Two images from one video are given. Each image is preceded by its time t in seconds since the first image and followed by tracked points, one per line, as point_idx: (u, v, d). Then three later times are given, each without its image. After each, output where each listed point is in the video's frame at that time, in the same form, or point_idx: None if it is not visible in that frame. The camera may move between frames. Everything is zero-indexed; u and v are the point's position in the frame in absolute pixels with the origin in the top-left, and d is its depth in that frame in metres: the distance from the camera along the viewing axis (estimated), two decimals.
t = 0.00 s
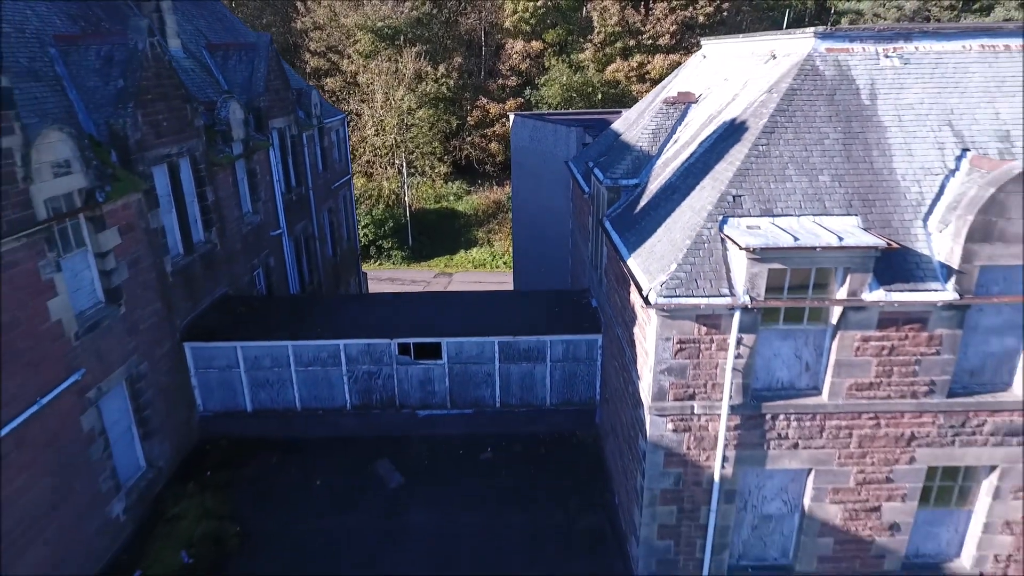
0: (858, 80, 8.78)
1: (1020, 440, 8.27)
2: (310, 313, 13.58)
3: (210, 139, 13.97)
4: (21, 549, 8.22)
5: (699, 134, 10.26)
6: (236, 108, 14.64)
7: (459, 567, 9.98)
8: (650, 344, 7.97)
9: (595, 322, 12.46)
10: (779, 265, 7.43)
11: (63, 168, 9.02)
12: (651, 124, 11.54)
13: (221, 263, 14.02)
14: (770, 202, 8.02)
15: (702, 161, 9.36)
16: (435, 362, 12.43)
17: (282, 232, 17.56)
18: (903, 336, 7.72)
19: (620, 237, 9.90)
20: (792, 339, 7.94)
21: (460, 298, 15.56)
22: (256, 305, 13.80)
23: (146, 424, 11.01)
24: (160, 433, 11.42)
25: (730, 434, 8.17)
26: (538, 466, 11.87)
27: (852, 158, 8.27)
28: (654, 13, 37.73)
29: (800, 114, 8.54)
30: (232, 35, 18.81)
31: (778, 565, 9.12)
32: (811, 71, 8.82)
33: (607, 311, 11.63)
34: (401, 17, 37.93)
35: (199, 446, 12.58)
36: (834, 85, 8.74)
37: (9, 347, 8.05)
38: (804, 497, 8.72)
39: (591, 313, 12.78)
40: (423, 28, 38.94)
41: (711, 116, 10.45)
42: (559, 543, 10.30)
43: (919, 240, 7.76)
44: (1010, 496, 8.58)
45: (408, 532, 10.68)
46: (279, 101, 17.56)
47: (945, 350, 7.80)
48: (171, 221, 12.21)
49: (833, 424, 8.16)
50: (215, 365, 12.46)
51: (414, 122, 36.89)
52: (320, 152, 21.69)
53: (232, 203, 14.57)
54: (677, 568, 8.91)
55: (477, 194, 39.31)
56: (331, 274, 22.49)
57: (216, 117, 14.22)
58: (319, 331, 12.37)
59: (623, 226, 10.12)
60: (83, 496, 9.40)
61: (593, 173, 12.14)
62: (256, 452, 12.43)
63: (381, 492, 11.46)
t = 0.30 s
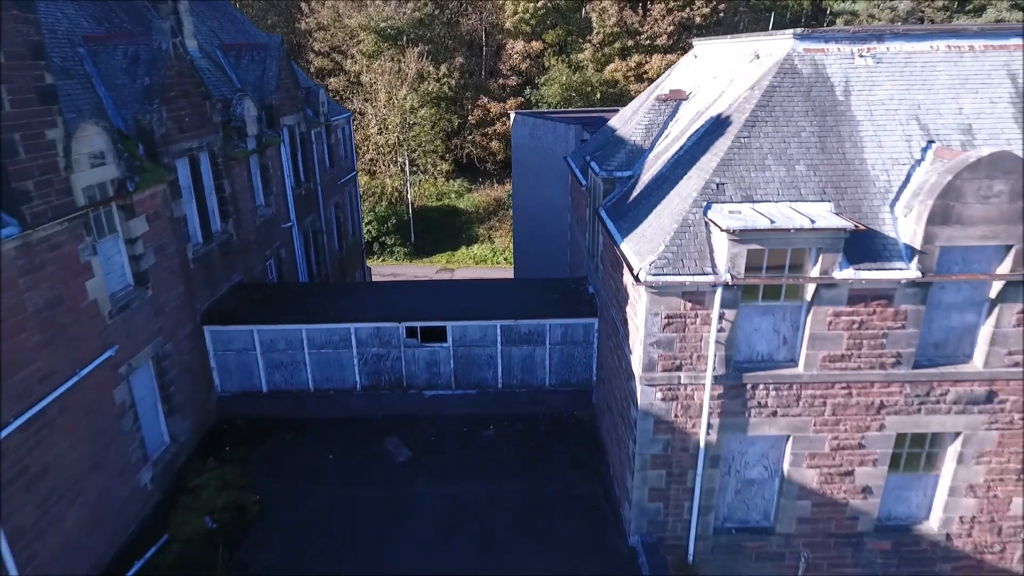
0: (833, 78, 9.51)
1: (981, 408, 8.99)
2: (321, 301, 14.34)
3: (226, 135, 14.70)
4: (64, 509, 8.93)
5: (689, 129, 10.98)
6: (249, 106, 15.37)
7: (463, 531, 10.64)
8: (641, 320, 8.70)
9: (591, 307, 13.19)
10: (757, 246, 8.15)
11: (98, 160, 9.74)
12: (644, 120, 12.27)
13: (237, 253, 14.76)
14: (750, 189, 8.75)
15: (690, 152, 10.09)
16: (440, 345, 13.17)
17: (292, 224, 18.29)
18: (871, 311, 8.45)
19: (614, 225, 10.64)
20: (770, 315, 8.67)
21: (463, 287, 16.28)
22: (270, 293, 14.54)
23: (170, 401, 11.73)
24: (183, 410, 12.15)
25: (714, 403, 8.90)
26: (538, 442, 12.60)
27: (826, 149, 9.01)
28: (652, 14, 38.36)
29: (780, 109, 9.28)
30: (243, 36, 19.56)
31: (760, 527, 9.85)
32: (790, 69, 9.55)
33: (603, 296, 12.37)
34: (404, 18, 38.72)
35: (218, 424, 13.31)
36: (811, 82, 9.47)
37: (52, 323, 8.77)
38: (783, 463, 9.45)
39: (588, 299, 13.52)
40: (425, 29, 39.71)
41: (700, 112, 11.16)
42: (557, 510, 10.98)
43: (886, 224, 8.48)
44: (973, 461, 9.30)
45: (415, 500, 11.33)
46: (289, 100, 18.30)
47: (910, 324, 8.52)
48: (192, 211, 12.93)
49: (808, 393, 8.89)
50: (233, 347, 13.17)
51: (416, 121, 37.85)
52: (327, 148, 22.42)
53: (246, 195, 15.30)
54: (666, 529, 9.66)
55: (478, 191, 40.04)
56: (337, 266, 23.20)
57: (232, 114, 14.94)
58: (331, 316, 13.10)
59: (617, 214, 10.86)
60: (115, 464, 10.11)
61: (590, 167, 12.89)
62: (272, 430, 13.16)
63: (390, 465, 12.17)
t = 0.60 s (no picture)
0: (812, 76, 10.22)
1: (948, 381, 9.70)
2: (331, 289, 15.05)
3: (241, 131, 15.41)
4: (99, 475, 9.63)
5: (679, 123, 11.69)
6: (262, 103, 16.09)
7: (467, 500, 11.31)
8: (633, 299, 9.41)
9: (587, 295, 13.91)
10: (739, 230, 8.85)
11: (127, 152, 10.43)
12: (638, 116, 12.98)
13: (251, 243, 15.47)
14: (734, 178, 9.44)
15: (679, 145, 10.80)
16: (445, 329, 13.88)
17: (301, 217, 19.00)
18: (845, 291, 9.15)
19: (608, 214, 11.35)
20: (753, 294, 9.36)
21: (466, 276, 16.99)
22: (282, 282, 15.25)
23: (190, 380, 12.44)
24: (202, 390, 12.86)
25: (701, 376, 9.60)
26: (537, 421, 13.30)
27: (805, 142, 9.71)
28: (650, 14, 38.90)
29: (762, 105, 9.98)
30: (253, 35, 20.27)
31: (744, 495, 10.55)
32: (772, 68, 10.25)
33: (599, 283, 13.11)
34: (406, 18, 39.51)
35: (234, 405, 14.02)
36: (791, 80, 10.18)
37: (89, 303, 9.47)
38: (765, 434, 10.16)
39: (586, 286, 14.23)
40: (427, 29, 40.46)
41: (689, 108, 11.87)
42: (556, 482, 11.67)
43: (859, 209, 9.18)
44: (942, 431, 10.00)
45: (422, 473, 12.02)
46: (298, 98, 18.99)
47: (882, 302, 9.22)
48: (209, 203, 13.64)
49: (788, 367, 9.59)
50: (248, 332, 13.88)
51: (418, 119, 38.39)
52: (333, 145, 23.12)
53: (259, 189, 16.01)
54: (657, 496, 10.37)
55: (479, 189, 40.74)
56: (343, 260, 23.89)
57: (246, 110, 15.66)
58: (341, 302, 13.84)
59: (612, 203, 11.57)
60: (143, 437, 10.80)
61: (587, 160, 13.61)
62: (285, 410, 13.87)
63: (397, 442, 12.87)
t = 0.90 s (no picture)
0: (792, 74, 10.99)
1: (918, 357, 10.47)
2: (341, 278, 15.83)
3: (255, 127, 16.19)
4: (131, 444, 10.39)
5: (670, 119, 12.46)
6: (274, 101, 16.87)
7: (471, 471, 12.06)
8: (625, 281, 10.17)
9: (584, 282, 14.70)
10: (722, 216, 9.61)
11: (155, 145, 11.19)
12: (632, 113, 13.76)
13: (265, 234, 16.24)
14: (719, 169, 10.20)
15: (669, 139, 11.58)
16: (450, 315, 14.67)
17: (310, 211, 19.78)
18: (821, 272, 9.91)
19: (604, 203, 12.12)
20: (737, 276, 10.13)
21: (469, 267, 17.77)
22: (295, 271, 16.03)
23: (210, 361, 13.21)
24: (221, 371, 13.63)
25: (688, 352, 10.36)
26: (537, 401, 14.08)
27: (785, 136, 10.47)
28: (648, 15, 39.73)
29: (746, 101, 10.75)
30: (262, 36, 21.02)
31: (730, 465, 11.33)
32: (755, 67, 11.02)
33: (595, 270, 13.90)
34: (408, 19, 40.53)
35: (249, 387, 14.79)
36: (773, 78, 10.95)
37: (122, 284, 10.25)
38: (749, 407, 10.93)
39: (583, 274, 15.02)
40: (429, 30, 41.53)
41: (680, 105, 12.65)
42: (554, 455, 12.43)
43: (834, 197, 9.95)
44: (913, 404, 10.76)
45: (429, 448, 12.79)
46: (307, 96, 19.77)
47: (855, 283, 9.99)
48: (227, 195, 14.40)
49: (769, 344, 10.36)
50: (263, 317, 14.64)
51: (419, 118, 39.63)
52: (340, 142, 23.90)
53: (271, 183, 16.78)
54: (648, 465, 11.15)
55: (481, 187, 41.48)
56: (349, 254, 24.64)
57: (259, 108, 16.42)
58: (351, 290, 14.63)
59: (607, 194, 12.34)
60: (169, 411, 11.57)
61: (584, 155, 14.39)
62: (298, 391, 14.64)
63: (405, 420, 13.64)
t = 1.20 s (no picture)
0: (776, 74, 11.73)
1: (892, 337, 11.20)
2: (349, 268, 16.57)
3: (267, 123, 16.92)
4: (158, 418, 11.13)
5: (662, 115, 13.19)
6: (284, 99, 17.60)
7: (474, 448, 12.78)
8: (619, 266, 10.90)
9: (581, 271, 15.44)
10: (709, 206, 10.32)
11: (178, 140, 11.91)
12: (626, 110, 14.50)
13: (277, 226, 16.99)
14: (706, 162, 10.93)
15: (660, 133, 12.31)
16: (454, 303, 15.42)
17: (318, 205, 20.51)
18: (801, 258, 10.65)
19: (600, 195, 12.87)
20: (723, 262, 10.85)
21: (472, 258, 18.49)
22: (305, 262, 16.77)
23: (227, 346, 13.94)
24: (237, 354, 14.35)
25: (678, 333, 11.09)
26: (537, 384, 14.80)
27: (768, 131, 11.21)
28: (646, 16, 40.33)
29: (732, 98, 11.48)
30: (271, 36, 21.72)
31: (718, 441, 12.05)
32: (741, 67, 11.76)
33: (592, 260, 14.65)
34: (411, 20, 41.29)
35: (263, 371, 15.53)
36: (758, 77, 11.69)
37: (150, 269, 10.98)
38: (735, 385, 11.65)
39: (580, 264, 15.77)
40: (431, 30, 42.40)
41: (672, 102, 13.38)
42: (554, 433, 13.15)
43: (814, 188, 10.68)
44: (889, 382, 11.49)
45: (435, 427, 13.51)
46: (315, 94, 20.48)
47: (833, 268, 10.72)
48: (242, 189, 15.13)
49: (753, 325, 11.09)
50: (277, 305, 15.38)
51: (422, 117, 40.29)
52: (346, 140, 24.62)
53: (282, 177, 17.52)
54: (641, 440, 11.87)
55: (482, 185, 42.19)
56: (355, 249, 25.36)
57: (271, 106, 17.10)
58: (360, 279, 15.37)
59: (603, 186, 13.08)
60: (191, 390, 12.31)
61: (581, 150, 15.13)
62: (309, 375, 15.39)
63: (412, 401, 14.37)
